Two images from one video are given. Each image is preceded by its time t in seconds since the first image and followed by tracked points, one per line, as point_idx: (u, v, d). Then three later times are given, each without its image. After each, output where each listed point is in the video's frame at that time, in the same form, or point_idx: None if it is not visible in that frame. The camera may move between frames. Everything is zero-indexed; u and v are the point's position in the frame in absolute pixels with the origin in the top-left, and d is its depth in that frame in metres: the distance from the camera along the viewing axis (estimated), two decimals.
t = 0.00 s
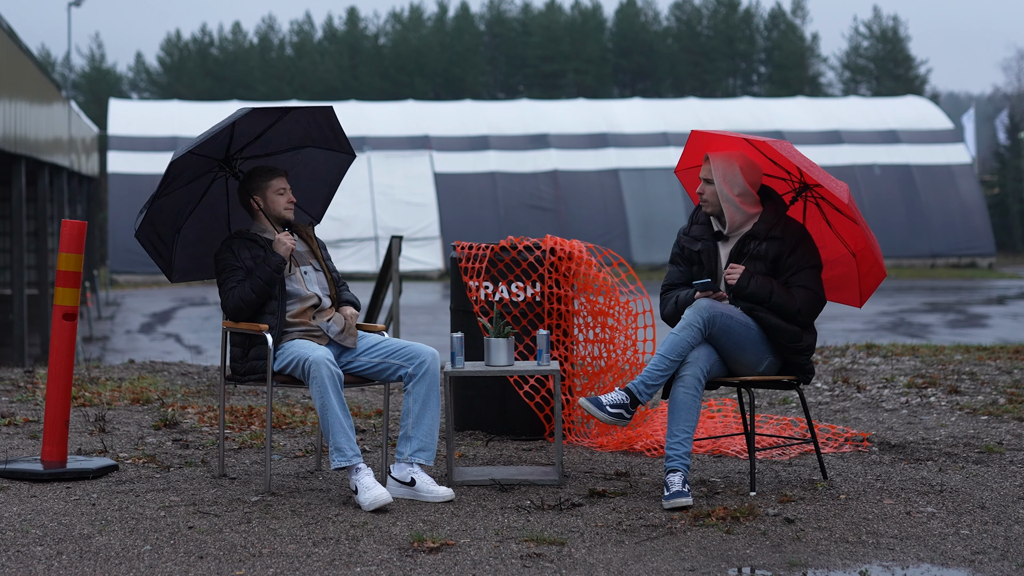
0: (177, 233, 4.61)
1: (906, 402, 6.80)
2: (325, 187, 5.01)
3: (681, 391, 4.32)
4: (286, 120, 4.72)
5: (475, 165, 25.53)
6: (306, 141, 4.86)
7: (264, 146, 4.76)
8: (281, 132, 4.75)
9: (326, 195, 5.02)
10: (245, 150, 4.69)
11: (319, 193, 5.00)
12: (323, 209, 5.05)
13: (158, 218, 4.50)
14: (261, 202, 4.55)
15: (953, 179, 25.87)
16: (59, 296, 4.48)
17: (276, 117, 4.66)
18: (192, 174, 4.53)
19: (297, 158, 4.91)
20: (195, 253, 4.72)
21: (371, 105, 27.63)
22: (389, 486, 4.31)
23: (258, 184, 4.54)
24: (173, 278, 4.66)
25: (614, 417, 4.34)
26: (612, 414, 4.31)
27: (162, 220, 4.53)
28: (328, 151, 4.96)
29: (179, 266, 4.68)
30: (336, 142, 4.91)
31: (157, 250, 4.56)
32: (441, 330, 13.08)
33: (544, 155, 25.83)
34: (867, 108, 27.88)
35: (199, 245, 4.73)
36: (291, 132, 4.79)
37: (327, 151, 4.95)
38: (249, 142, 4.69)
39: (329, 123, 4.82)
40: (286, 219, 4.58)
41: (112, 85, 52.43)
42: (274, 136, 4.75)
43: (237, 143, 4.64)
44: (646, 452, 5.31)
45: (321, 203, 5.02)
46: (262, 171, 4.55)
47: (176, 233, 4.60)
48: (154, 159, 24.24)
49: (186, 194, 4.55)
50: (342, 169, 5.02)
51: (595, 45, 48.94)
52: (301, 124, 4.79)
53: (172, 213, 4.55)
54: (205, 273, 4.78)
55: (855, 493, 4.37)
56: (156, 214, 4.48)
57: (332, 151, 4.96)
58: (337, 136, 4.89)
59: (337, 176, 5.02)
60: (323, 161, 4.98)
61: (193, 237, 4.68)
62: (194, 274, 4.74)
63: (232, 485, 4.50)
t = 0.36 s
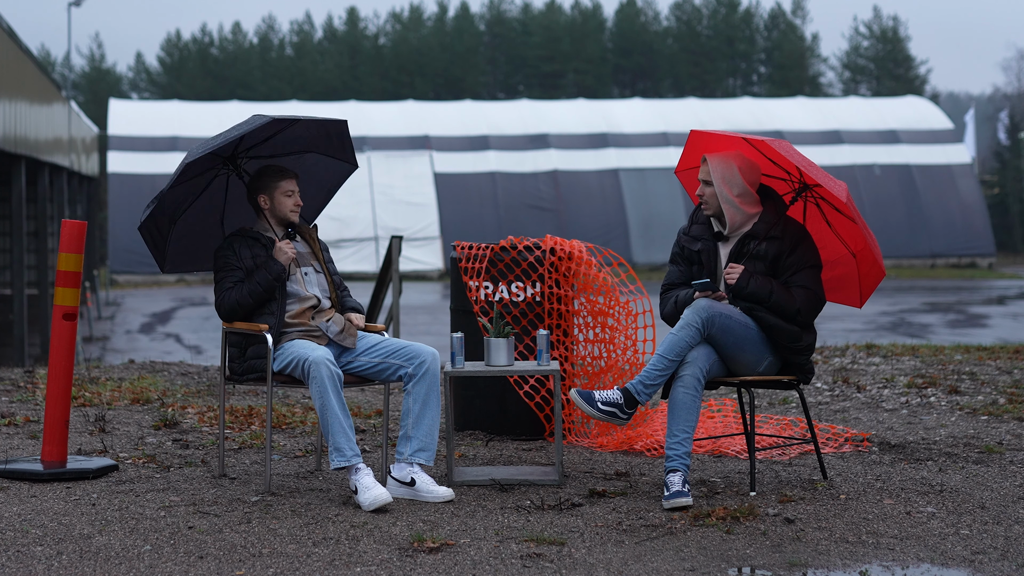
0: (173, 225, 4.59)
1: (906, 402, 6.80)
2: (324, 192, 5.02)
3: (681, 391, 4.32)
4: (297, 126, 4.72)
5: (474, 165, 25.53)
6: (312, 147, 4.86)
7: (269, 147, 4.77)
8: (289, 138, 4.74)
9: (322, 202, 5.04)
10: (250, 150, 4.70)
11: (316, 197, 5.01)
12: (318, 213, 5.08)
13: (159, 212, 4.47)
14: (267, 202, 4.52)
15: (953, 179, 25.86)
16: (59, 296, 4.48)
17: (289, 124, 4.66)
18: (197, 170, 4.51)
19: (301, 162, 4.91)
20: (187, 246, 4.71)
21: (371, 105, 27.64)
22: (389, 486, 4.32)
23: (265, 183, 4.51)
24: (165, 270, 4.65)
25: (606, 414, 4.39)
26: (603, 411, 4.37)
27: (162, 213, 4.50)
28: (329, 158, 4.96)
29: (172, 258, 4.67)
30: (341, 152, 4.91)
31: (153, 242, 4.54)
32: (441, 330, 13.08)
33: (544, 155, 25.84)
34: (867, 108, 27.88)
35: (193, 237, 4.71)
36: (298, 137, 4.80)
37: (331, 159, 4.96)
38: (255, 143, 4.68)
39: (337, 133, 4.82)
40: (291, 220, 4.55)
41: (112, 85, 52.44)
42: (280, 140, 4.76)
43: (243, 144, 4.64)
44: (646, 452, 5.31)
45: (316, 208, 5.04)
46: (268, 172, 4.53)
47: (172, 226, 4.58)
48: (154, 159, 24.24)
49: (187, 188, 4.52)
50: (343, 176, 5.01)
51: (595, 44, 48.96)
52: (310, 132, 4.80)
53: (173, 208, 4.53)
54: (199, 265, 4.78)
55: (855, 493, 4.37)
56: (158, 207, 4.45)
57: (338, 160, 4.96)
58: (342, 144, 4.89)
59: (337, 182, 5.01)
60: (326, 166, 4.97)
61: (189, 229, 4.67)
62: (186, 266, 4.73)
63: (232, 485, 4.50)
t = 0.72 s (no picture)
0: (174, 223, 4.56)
1: (906, 401, 6.80)
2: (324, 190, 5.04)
3: (681, 391, 4.32)
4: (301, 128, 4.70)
5: (474, 165, 25.52)
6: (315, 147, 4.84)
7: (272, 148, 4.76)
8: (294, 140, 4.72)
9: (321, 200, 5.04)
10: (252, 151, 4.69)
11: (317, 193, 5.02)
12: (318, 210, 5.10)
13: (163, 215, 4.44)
14: (275, 202, 4.53)
15: (953, 178, 25.86)
16: (59, 296, 4.48)
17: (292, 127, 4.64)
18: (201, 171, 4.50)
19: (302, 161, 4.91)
20: (188, 245, 4.70)
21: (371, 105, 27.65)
22: (389, 486, 4.31)
23: (273, 184, 4.52)
24: (166, 270, 4.65)
25: (619, 416, 4.30)
26: (618, 413, 4.27)
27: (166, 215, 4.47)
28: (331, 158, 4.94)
29: (172, 257, 4.66)
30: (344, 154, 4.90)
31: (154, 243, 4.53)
32: (441, 330, 13.08)
33: (544, 155, 25.84)
34: (867, 108, 27.87)
35: (193, 235, 4.70)
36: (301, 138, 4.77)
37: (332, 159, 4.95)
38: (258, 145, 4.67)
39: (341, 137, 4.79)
40: (298, 220, 4.55)
41: (112, 85, 52.44)
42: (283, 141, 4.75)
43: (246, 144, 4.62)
44: (646, 452, 5.31)
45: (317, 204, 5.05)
46: (275, 173, 4.53)
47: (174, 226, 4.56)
48: (154, 159, 24.24)
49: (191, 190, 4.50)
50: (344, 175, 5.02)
51: (595, 44, 49.00)
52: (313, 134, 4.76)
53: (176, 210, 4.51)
54: (198, 264, 4.78)
55: (855, 492, 4.37)
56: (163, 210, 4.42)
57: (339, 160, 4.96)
58: (345, 146, 4.88)
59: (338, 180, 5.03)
60: (327, 165, 4.97)
61: (190, 228, 4.67)
62: (186, 265, 4.72)
63: (233, 485, 4.50)
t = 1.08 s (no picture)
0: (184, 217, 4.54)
1: (906, 402, 6.80)
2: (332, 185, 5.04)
3: (681, 391, 4.32)
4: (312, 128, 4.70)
5: (475, 165, 25.52)
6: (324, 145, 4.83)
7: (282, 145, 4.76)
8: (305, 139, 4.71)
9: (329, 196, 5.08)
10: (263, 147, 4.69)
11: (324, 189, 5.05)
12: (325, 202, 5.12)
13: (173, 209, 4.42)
14: (282, 201, 4.51)
15: (953, 178, 25.85)
16: (59, 296, 4.48)
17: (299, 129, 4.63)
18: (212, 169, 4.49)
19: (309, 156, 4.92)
20: (196, 238, 4.69)
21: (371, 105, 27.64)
22: (390, 485, 4.32)
23: (280, 183, 4.50)
24: (173, 263, 4.65)
25: (617, 416, 4.29)
26: (616, 412, 4.26)
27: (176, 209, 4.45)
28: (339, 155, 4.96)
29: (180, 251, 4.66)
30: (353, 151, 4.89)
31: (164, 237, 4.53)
32: (441, 330, 13.08)
33: (544, 155, 25.84)
34: (867, 108, 27.86)
35: (200, 229, 4.68)
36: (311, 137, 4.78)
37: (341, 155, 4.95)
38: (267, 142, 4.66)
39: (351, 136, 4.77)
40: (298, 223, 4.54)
41: (112, 85, 52.42)
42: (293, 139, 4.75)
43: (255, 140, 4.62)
44: (646, 452, 5.31)
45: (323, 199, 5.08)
46: (279, 173, 4.53)
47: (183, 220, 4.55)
48: (154, 159, 24.23)
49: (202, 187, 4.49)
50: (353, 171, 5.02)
51: (595, 44, 49.01)
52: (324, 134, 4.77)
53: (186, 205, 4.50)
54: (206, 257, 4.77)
55: (855, 493, 4.37)
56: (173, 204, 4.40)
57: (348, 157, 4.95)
58: (355, 143, 4.86)
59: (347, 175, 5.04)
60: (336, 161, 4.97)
61: (199, 222, 4.66)
62: (192, 257, 4.71)
63: (232, 485, 4.50)
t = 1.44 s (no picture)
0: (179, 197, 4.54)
1: (906, 402, 6.80)
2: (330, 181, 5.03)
3: (681, 391, 4.31)
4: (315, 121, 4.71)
5: (475, 165, 25.52)
6: (326, 138, 4.83)
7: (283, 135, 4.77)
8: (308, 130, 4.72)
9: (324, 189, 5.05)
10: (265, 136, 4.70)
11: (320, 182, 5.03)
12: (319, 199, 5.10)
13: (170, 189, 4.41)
14: (283, 199, 4.52)
15: (953, 178, 25.85)
16: (59, 296, 4.48)
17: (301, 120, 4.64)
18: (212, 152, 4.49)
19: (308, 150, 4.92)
20: (189, 220, 4.68)
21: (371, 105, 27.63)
22: (389, 486, 4.32)
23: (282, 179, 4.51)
24: (164, 243, 4.64)
25: (610, 415, 4.35)
26: (608, 412, 4.33)
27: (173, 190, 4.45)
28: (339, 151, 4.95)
29: (171, 230, 4.65)
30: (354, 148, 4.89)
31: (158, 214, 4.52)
32: (441, 330, 13.08)
33: (544, 155, 25.85)
34: (867, 108, 27.86)
35: (193, 211, 4.67)
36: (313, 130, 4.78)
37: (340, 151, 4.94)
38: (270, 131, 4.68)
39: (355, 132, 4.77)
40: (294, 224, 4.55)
41: (112, 85, 52.40)
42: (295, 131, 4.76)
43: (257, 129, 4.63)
44: (646, 452, 5.31)
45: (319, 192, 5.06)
46: (280, 169, 4.53)
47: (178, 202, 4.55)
48: (154, 159, 24.22)
49: (202, 170, 4.49)
50: (351, 169, 5.01)
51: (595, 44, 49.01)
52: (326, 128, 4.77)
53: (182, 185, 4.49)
54: (198, 239, 4.75)
55: (855, 493, 4.37)
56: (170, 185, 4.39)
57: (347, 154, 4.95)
58: (357, 140, 4.87)
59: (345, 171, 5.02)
60: (335, 157, 4.97)
61: (194, 203, 4.65)
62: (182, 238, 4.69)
63: (232, 485, 4.50)
